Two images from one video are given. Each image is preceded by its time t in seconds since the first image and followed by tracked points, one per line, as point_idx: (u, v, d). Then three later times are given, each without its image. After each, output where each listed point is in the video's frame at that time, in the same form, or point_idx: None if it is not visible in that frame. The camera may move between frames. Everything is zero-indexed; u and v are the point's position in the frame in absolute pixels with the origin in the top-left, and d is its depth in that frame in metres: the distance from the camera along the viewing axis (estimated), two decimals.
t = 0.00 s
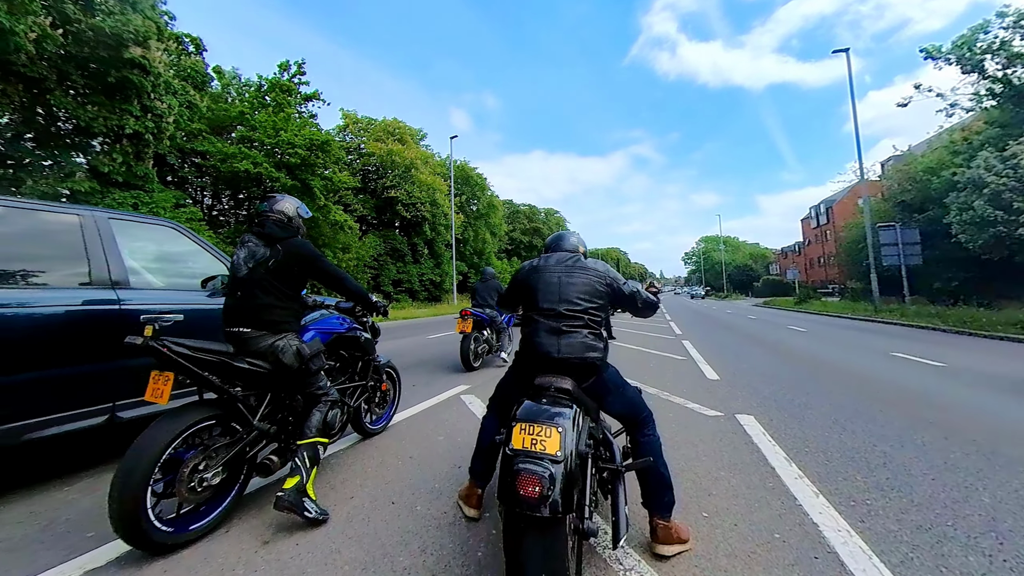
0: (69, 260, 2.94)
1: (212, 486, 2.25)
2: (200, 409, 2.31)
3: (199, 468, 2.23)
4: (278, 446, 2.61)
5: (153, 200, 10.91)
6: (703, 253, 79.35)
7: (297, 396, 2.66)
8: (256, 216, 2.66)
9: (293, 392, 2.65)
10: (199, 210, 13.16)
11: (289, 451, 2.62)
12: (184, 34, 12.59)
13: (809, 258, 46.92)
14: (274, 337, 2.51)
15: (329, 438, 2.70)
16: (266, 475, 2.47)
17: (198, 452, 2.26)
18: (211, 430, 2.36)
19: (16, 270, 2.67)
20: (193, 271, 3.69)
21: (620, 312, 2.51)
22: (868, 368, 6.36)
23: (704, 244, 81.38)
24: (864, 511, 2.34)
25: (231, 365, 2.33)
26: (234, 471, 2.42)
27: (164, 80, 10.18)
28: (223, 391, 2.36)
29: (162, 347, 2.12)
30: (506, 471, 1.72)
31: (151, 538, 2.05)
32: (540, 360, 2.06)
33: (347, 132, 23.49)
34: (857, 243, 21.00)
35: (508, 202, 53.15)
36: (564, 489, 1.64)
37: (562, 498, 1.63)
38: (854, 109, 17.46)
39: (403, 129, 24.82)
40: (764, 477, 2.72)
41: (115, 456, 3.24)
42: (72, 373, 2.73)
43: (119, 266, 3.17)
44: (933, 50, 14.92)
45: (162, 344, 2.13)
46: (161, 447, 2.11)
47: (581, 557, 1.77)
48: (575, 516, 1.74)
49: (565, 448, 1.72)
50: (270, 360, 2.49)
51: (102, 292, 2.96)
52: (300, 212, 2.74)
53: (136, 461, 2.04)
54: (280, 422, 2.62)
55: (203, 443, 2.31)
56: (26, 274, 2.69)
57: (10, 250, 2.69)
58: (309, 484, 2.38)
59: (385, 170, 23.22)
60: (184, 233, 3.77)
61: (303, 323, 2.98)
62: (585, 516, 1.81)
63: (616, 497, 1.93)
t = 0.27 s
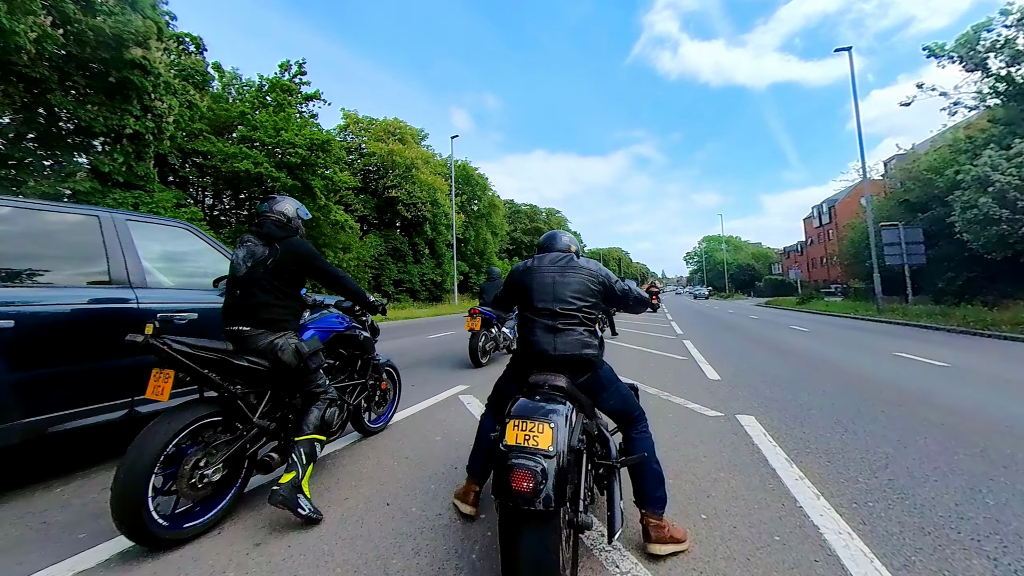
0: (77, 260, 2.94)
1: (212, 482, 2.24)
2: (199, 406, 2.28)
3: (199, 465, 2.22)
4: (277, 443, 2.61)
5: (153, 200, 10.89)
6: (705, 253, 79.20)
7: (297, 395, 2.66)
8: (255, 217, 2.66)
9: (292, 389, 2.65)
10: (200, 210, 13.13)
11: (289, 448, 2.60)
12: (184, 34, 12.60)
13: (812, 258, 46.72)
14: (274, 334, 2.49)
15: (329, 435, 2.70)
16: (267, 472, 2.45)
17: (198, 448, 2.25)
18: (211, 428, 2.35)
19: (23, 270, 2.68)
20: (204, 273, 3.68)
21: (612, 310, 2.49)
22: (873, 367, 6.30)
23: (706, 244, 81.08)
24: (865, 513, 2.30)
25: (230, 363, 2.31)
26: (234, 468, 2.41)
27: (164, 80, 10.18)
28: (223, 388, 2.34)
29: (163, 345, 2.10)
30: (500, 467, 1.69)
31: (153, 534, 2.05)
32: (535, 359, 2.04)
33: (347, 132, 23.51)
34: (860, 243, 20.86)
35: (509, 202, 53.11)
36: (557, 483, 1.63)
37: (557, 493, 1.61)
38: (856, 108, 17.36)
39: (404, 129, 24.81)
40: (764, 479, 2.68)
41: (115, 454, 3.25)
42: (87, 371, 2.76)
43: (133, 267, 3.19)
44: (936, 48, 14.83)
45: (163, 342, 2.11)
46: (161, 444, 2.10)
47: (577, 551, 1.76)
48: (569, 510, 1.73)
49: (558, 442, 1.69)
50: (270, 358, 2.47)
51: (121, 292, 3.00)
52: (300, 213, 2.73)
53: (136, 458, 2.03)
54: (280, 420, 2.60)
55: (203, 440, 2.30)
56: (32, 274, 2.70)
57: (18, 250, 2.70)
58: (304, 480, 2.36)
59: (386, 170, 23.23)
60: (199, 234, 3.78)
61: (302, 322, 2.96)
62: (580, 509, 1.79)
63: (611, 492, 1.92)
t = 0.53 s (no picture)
0: (86, 261, 2.95)
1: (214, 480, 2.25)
2: (200, 404, 2.28)
3: (200, 463, 2.21)
4: (278, 442, 2.58)
5: (155, 200, 10.91)
6: (707, 253, 79.01)
7: (299, 394, 2.65)
8: (258, 218, 2.65)
9: (293, 389, 2.63)
10: (201, 211, 13.15)
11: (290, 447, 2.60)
12: (185, 35, 12.63)
13: (815, 258, 46.56)
14: (274, 334, 2.48)
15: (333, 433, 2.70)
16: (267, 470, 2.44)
17: (200, 445, 2.25)
18: (212, 428, 2.33)
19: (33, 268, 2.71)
20: (217, 277, 3.70)
21: (607, 307, 2.47)
22: (875, 367, 6.25)
23: (708, 244, 80.85)
24: (866, 515, 2.27)
25: (231, 363, 2.30)
26: (235, 467, 2.40)
27: (165, 81, 10.20)
28: (223, 387, 2.33)
29: (164, 345, 2.10)
30: (498, 463, 1.68)
31: (155, 530, 2.05)
32: (533, 357, 2.03)
33: (348, 132, 23.77)
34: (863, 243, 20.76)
35: (510, 202, 53.11)
36: (554, 478, 1.62)
37: (553, 487, 1.60)
38: (858, 108, 17.28)
39: (405, 129, 24.82)
40: (764, 480, 2.65)
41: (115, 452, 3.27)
42: (106, 367, 2.81)
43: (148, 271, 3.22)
44: (939, 47, 14.74)
45: (164, 342, 2.10)
46: (164, 442, 2.10)
47: (573, 545, 1.75)
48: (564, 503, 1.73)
49: (554, 438, 1.69)
50: (271, 358, 2.46)
51: (138, 291, 3.04)
52: (304, 218, 2.75)
53: (137, 455, 2.02)
54: (281, 419, 2.57)
55: (204, 438, 2.29)
56: (39, 273, 2.71)
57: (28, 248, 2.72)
58: (325, 477, 2.49)
59: (387, 170, 23.25)
60: (215, 238, 3.81)
61: (302, 322, 2.94)
62: (575, 503, 1.79)
63: (607, 487, 1.93)
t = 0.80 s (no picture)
0: (94, 261, 2.96)
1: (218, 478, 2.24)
2: (207, 403, 2.27)
3: (205, 461, 2.21)
4: (282, 441, 2.55)
5: (156, 201, 10.93)
6: (709, 253, 78.85)
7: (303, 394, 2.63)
8: (266, 218, 2.64)
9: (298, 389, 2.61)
10: (202, 211, 13.16)
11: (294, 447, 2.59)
12: (187, 36, 12.66)
13: (817, 258, 46.40)
14: (279, 334, 2.47)
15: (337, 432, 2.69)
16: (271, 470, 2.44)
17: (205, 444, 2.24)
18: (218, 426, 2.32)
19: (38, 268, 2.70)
20: (225, 277, 3.74)
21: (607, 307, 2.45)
22: (878, 368, 6.21)
23: (710, 244, 80.66)
24: (870, 518, 2.24)
25: (236, 363, 2.28)
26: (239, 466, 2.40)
27: (165, 82, 10.21)
28: (229, 387, 2.32)
29: (170, 344, 2.08)
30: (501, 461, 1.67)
31: (159, 528, 2.06)
32: (535, 356, 2.02)
33: (349, 132, 23.87)
34: (866, 243, 20.67)
35: (511, 202, 53.10)
36: (558, 476, 1.61)
37: (557, 484, 1.59)
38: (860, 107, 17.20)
39: (406, 129, 24.84)
40: (767, 482, 2.62)
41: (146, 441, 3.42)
42: (128, 364, 2.91)
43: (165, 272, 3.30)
44: (942, 46, 14.67)
45: (171, 341, 2.09)
46: (170, 440, 2.10)
47: (576, 541, 1.74)
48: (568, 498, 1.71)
49: (558, 436, 1.67)
50: (275, 357, 2.45)
51: (159, 292, 3.15)
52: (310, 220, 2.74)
53: (143, 453, 2.03)
54: (285, 418, 2.55)
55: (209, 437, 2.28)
56: (48, 273, 2.71)
57: (33, 248, 2.70)
58: (326, 476, 2.48)
59: (388, 170, 23.27)
60: (224, 237, 3.85)
61: (307, 322, 2.95)
62: (578, 500, 1.77)
63: (610, 486, 1.93)
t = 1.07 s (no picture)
0: (96, 260, 2.93)
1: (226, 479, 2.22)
2: (212, 404, 2.26)
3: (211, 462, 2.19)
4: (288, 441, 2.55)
5: (157, 201, 10.92)
6: (709, 252, 78.78)
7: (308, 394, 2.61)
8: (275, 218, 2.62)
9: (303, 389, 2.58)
10: (203, 211, 13.15)
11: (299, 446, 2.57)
12: (188, 36, 12.66)
13: (818, 258, 46.30)
14: (286, 334, 2.44)
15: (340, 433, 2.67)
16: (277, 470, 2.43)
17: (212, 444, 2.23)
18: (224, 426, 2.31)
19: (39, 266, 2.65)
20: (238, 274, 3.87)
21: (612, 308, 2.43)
22: (882, 368, 6.18)
23: (711, 244, 80.54)
24: (878, 521, 2.21)
25: (243, 364, 2.26)
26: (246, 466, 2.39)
27: (167, 81, 10.21)
28: (235, 387, 2.29)
29: (178, 344, 2.08)
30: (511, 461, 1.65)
31: (166, 529, 2.04)
32: (542, 357, 2.00)
33: (350, 132, 23.90)
34: (868, 242, 20.62)
35: (512, 202, 53.18)
36: (568, 474, 1.59)
37: (567, 482, 1.57)
38: (863, 106, 17.14)
39: (407, 129, 24.85)
40: (772, 484, 2.60)
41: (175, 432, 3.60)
42: (154, 361, 3.03)
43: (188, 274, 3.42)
44: (945, 44, 14.61)
45: (179, 342, 2.08)
46: (177, 440, 2.08)
47: (584, 539, 1.73)
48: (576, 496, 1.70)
49: (568, 435, 1.65)
50: (281, 358, 2.42)
51: (182, 292, 3.28)
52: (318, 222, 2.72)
53: (151, 452, 2.02)
54: (291, 419, 2.54)
55: (216, 437, 2.27)
56: (45, 272, 2.66)
57: (35, 246, 2.67)
58: (328, 478, 2.45)
59: (389, 170, 23.27)
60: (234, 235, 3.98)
61: (313, 322, 2.92)
62: (586, 497, 1.76)
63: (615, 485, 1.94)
